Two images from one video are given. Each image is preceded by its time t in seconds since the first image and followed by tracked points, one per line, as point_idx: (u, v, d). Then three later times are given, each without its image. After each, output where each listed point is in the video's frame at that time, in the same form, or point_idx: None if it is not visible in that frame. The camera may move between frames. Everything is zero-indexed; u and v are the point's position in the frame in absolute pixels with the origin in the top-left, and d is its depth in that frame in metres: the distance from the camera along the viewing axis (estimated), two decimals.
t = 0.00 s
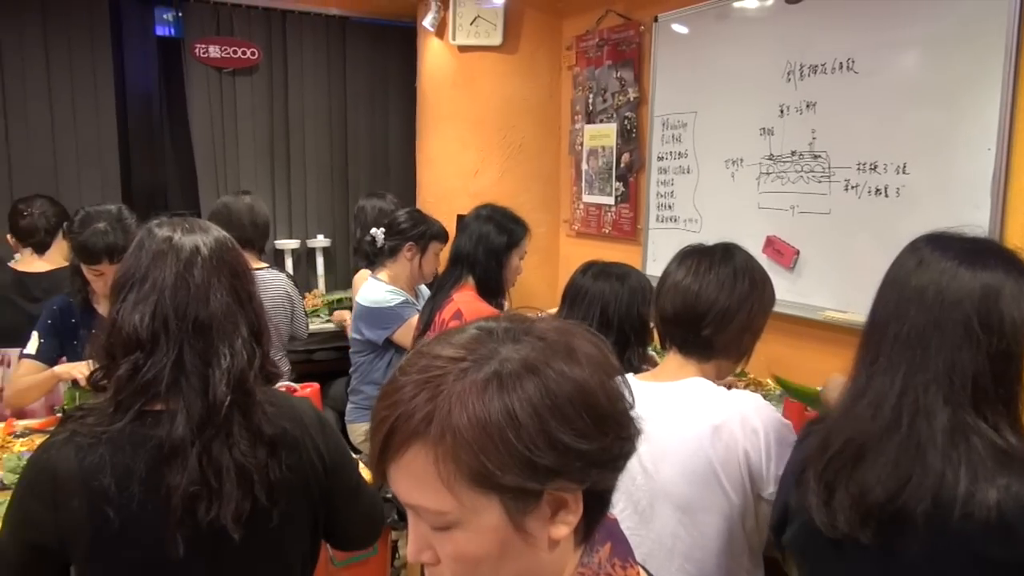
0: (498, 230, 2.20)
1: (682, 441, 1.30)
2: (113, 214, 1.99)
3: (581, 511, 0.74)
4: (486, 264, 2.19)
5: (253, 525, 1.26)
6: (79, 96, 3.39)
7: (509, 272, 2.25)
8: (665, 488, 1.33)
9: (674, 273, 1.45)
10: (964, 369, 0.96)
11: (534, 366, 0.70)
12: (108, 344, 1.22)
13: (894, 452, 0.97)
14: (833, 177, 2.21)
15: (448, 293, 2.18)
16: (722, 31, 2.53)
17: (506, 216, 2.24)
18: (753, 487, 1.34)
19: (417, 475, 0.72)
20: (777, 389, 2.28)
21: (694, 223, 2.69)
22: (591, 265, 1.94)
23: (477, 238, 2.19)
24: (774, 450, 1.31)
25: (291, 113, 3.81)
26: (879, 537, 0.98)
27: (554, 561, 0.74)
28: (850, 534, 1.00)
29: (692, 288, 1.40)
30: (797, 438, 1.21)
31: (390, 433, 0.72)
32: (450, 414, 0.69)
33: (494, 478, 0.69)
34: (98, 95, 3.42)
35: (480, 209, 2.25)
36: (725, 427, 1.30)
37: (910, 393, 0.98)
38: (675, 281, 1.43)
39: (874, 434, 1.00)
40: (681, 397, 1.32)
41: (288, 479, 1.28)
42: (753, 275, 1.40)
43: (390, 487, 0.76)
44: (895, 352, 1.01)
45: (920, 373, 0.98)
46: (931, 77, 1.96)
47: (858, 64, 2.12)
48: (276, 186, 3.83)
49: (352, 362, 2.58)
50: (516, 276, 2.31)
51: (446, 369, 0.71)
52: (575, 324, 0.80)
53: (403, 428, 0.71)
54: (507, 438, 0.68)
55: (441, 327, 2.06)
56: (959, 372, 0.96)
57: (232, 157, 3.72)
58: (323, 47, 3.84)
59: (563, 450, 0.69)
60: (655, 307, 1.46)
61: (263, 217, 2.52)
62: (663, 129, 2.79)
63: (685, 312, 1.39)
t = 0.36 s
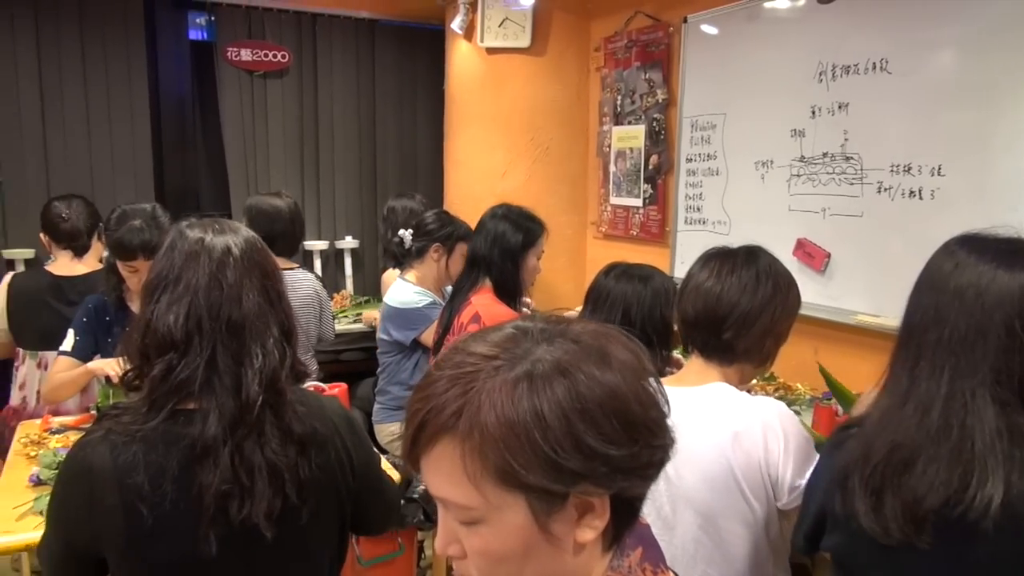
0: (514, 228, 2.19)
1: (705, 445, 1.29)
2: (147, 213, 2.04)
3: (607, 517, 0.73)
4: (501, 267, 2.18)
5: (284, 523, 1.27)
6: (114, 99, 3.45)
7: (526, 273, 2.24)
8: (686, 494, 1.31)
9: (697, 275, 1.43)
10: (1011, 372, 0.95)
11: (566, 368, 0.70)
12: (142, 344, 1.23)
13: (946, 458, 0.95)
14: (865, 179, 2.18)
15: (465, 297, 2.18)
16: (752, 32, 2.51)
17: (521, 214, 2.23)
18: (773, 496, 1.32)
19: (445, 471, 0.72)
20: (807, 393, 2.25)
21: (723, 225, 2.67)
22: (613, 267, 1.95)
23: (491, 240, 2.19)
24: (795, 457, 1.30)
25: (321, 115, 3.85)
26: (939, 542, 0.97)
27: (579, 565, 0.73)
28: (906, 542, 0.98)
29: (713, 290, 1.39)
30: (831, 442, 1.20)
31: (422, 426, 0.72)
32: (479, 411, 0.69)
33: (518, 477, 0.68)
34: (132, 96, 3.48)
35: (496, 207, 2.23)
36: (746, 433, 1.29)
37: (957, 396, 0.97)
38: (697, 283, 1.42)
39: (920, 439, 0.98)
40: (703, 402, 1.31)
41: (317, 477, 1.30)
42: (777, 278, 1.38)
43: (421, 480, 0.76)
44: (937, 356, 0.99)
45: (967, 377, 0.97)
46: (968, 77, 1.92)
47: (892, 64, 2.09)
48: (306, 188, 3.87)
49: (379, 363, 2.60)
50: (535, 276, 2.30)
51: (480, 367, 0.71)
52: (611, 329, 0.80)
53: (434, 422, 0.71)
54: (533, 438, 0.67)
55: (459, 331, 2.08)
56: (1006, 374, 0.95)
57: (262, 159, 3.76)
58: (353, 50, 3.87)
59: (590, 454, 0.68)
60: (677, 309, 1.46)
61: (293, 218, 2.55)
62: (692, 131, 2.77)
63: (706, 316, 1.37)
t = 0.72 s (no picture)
0: (533, 229, 2.19)
1: (735, 457, 1.28)
2: (185, 211, 2.08)
3: (645, 513, 0.73)
4: (521, 269, 2.18)
5: (309, 522, 1.28)
6: (148, 102, 3.51)
7: (546, 273, 2.23)
8: (715, 504, 1.30)
9: (729, 279, 1.42)
10: None
11: (611, 363, 0.70)
12: (173, 343, 1.25)
13: (973, 459, 0.94)
14: (898, 181, 2.15)
15: (485, 300, 2.17)
16: (783, 34, 2.49)
17: (540, 216, 2.22)
18: (805, 512, 1.30)
19: (484, 464, 0.72)
20: (837, 398, 2.22)
21: (752, 229, 2.64)
22: (637, 269, 1.96)
23: (511, 242, 2.19)
24: (829, 474, 1.28)
25: (349, 118, 3.88)
26: (962, 546, 0.95)
27: (615, 563, 0.74)
28: (930, 545, 0.97)
29: (748, 295, 1.37)
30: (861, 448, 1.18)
31: (461, 420, 0.72)
32: (524, 405, 0.69)
33: (564, 471, 0.69)
34: (165, 101, 3.54)
35: (513, 209, 2.23)
36: (779, 446, 1.27)
37: (987, 397, 0.95)
38: (730, 287, 1.41)
39: (949, 442, 0.97)
40: (736, 411, 1.29)
41: (342, 476, 1.31)
42: (813, 282, 1.36)
43: (455, 475, 0.76)
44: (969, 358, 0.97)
45: (999, 379, 0.95)
46: (1003, 78, 1.89)
47: (926, 65, 2.06)
48: (334, 191, 3.90)
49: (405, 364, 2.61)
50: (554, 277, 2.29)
51: (521, 361, 0.71)
52: (647, 325, 0.81)
53: (475, 416, 0.71)
54: (580, 432, 0.68)
55: (482, 336, 2.08)
56: None
57: (291, 162, 3.80)
58: (381, 52, 3.90)
59: (635, 448, 0.69)
60: (708, 314, 1.44)
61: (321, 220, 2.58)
62: (721, 133, 2.75)
63: (741, 321, 1.36)
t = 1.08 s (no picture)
0: (555, 229, 2.18)
1: (770, 466, 1.27)
2: (221, 208, 2.14)
3: (681, 513, 0.74)
4: (544, 270, 2.18)
5: (334, 521, 1.29)
6: (179, 105, 3.56)
7: (568, 274, 2.23)
8: (748, 513, 1.29)
9: (773, 284, 1.41)
10: None
11: (652, 360, 0.72)
12: (202, 343, 1.27)
13: (988, 470, 0.92)
14: (930, 184, 2.11)
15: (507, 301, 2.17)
16: (812, 34, 2.46)
17: (560, 216, 2.21)
18: (837, 525, 1.29)
19: (524, 462, 0.72)
20: (867, 403, 2.19)
21: (780, 231, 2.62)
22: (663, 271, 1.95)
23: (532, 243, 2.19)
24: (864, 489, 1.26)
25: (376, 120, 3.90)
26: (977, 561, 0.93)
27: (650, 562, 0.74)
28: (945, 559, 0.95)
29: (794, 301, 1.36)
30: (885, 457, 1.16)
31: (500, 418, 0.73)
32: (568, 402, 0.70)
33: (609, 468, 0.69)
34: (196, 103, 3.59)
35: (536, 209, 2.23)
36: (815, 457, 1.26)
37: (1004, 406, 0.93)
38: (774, 292, 1.40)
39: (966, 452, 0.95)
40: (773, 418, 1.28)
41: (368, 476, 1.32)
42: (860, 288, 1.35)
43: (490, 476, 0.76)
44: (987, 366, 0.95)
45: (1018, 387, 0.93)
46: None
47: (960, 65, 2.02)
48: (361, 192, 3.93)
49: (430, 366, 2.62)
50: (576, 277, 2.29)
51: (560, 360, 0.73)
52: (676, 326, 0.83)
53: (515, 414, 0.72)
54: (626, 429, 0.69)
55: (504, 338, 2.07)
56: None
57: (319, 164, 3.83)
58: (408, 55, 3.92)
59: (678, 445, 0.70)
60: (749, 319, 1.44)
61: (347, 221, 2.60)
62: (749, 134, 2.73)
63: (786, 327, 1.35)
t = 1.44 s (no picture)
0: (584, 231, 2.18)
1: (801, 473, 1.25)
2: (269, 211, 2.26)
3: (719, 513, 0.75)
4: (571, 271, 2.18)
5: (360, 520, 1.30)
6: (209, 106, 3.61)
7: (596, 276, 2.23)
8: (776, 519, 1.27)
9: (806, 286, 1.39)
10: None
11: (694, 358, 0.74)
12: (229, 342, 1.28)
13: (1011, 482, 0.88)
14: (964, 184, 2.07)
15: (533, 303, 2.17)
16: (843, 33, 2.43)
17: (590, 217, 2.21)
18: (866, 533, 1.28)
19: (573, 469, 0.71)
20: (898, 407, 2.16)
21: (809, 233, 2.59)
22: (688, 272, 1.93)
23: (561, 244, 2.18)
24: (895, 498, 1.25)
25: (402, 121, 3.92)
26: None
27: (688, 562, 0.75)
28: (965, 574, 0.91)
29: (827, 304, 1.35)
30: (907, 465, 1.14)
31: (544, 427, 0.72)
32: (618, 405, 0.71)
33: (663, 471, 0.70)
34: (225, 104, 3.63)
35: (565, 211, 2.23)
36: (848, 466, 1.24)
37: None
38: (806, 295, 1.38)
39: (987, 463, 0.91)
40: (806, 425, 1.27)
41: (393, 475, 1.32)
42: (894, 290, 1.34)
43: (528, 485, 0.75)
44: (1012, 375, 0.92)
45: None
46: None
47: (995, 64, 1.98)
48: (387, 192, 3.95)
49: (455, 366, 2.62)
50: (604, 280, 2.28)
51: (597, 365, 0.73)
52: (705, 326, 0.84)
53: (562, 421, 0.71)
54: (678, 429, 0.70)
55: (530, 340, 2.06)
56: None
57: (346, 164, 3.86)
58: (434, 55, 3.94)
59: (724, 442, 0.72)
60: (780, 321, 1.42)
61: (375, 221, 2.63)
62: (778, 134, 2.70)
63: (819, 330, 1.34)
